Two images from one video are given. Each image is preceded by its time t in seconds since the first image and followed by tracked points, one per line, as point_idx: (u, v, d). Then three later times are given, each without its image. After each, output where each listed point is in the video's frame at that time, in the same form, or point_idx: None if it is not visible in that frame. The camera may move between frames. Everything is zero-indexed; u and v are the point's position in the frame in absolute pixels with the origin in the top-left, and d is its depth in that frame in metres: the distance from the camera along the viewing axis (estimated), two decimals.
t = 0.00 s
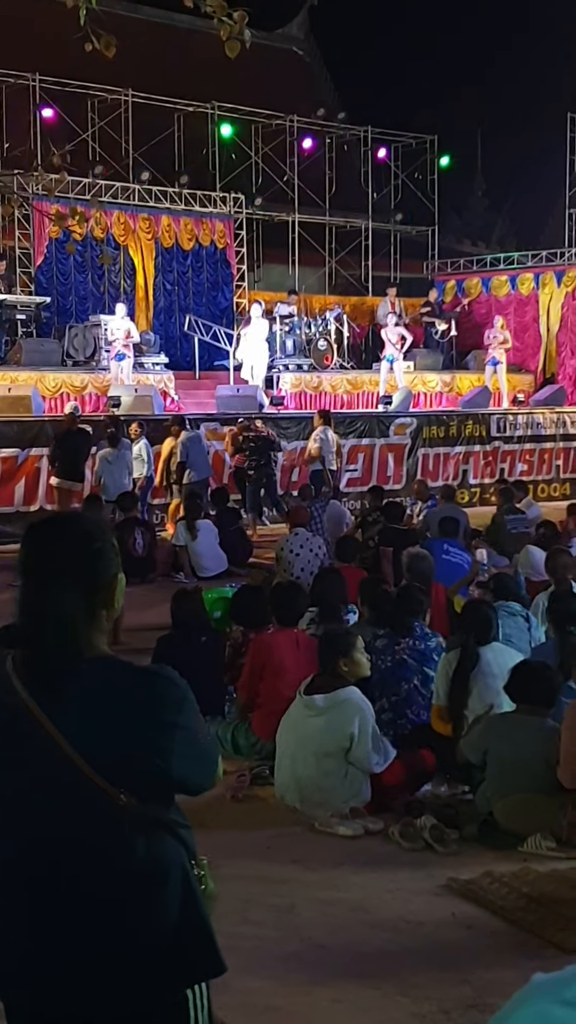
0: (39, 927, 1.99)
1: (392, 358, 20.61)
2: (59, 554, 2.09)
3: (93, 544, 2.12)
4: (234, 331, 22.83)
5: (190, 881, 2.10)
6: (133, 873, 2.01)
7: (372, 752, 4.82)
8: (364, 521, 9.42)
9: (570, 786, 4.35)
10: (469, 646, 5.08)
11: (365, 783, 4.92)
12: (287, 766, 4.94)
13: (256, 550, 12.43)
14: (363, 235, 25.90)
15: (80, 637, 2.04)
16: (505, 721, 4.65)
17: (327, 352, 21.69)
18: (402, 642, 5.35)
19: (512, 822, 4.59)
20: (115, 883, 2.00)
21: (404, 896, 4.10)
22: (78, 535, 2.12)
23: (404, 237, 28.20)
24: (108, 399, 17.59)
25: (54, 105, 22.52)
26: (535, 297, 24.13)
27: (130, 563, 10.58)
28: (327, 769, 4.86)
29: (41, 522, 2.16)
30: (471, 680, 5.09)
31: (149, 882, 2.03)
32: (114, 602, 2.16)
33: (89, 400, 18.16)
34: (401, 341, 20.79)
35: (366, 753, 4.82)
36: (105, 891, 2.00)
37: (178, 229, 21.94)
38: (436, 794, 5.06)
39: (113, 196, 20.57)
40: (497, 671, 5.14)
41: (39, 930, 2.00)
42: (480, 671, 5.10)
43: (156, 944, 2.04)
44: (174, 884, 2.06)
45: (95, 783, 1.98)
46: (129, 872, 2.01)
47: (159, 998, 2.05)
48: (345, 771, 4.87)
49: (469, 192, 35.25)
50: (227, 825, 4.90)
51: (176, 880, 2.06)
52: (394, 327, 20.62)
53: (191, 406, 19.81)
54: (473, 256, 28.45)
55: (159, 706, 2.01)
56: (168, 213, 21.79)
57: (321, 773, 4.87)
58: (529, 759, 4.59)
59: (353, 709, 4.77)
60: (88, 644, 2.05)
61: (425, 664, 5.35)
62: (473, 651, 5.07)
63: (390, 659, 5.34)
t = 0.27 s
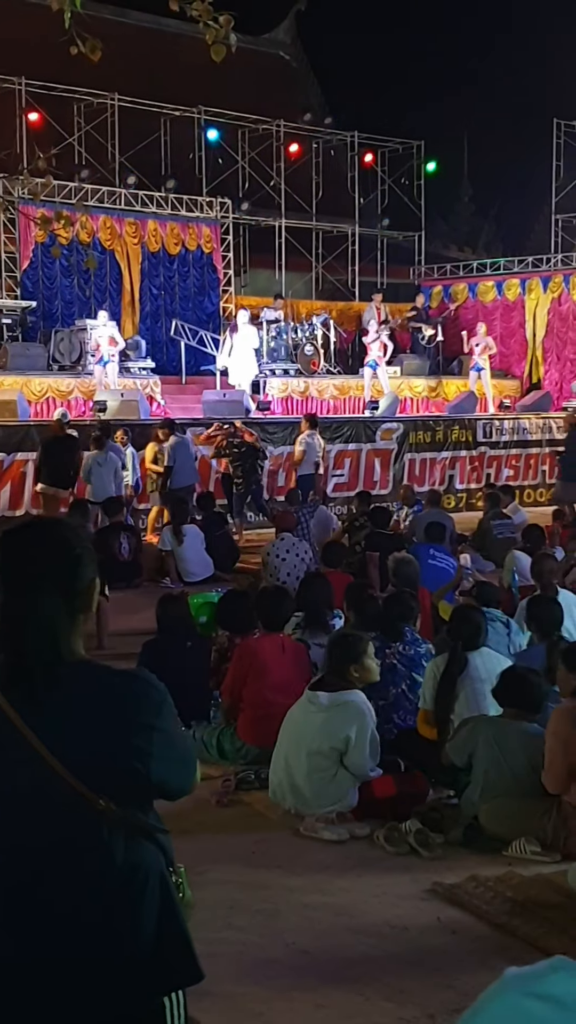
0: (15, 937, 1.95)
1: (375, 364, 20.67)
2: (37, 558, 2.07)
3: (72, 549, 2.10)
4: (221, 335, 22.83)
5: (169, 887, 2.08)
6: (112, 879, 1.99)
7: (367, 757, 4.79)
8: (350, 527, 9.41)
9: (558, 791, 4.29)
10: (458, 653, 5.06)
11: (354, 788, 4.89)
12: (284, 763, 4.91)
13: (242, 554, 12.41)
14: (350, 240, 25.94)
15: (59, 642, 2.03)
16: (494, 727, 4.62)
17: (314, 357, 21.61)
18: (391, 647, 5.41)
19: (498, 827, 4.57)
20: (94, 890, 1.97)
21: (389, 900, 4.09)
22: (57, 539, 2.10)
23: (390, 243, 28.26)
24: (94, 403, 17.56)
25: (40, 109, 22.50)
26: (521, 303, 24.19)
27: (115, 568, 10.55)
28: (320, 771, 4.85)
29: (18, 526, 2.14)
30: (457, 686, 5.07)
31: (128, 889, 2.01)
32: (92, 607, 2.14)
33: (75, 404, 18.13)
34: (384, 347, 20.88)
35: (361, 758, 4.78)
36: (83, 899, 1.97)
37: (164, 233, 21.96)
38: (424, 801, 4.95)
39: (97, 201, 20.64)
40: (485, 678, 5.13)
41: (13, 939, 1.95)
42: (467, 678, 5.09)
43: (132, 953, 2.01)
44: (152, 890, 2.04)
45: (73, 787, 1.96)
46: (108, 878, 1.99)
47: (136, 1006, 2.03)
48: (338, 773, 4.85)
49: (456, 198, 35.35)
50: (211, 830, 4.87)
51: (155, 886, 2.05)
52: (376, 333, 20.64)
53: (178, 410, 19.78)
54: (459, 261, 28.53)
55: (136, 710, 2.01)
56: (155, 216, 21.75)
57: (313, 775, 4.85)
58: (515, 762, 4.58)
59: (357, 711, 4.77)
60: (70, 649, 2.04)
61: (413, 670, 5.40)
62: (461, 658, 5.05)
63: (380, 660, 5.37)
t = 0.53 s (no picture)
0: None
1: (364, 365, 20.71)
2: (13, 558, 2.10)
3: (49, 547, 2.14)
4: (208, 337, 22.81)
5: (149, 888, 2.06)
6: (90, 881, 1.96)
7: (360, 759, 4.81)
8: (337, 528, 9.40)
9: (542, 793, 4.27)
10: (446, 654, 5.06)
11: (341, 788, 4.91)
12: (278, 758, 5.02)
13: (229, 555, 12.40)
14: (337, 241, 25.95)
15: (36, 641, 2.05)
16: (478, 728, 4.60)
17: (301, 358, 21.87)
18: (384, 645, 5.46)
19: (484, 827, 4.57)
20: (72, 892, 1.94)
21: (375, 901, 4.08)
22: (33, 540, 2.14)
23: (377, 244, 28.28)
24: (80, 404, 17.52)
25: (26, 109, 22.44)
26: (508, 304, 24.24)
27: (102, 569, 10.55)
28: (310, 768, 4.91)
29: None
30: (444, 687, 5.06)
31: (106, 892, 1.98)
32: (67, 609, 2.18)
33: (61, 405, 18.08)
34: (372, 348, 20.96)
35: (352, 758, 4.81)
36: (61, 901, 1.94)
37: (151, 234, 21.89)
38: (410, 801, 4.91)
39: (83, 201, 20.66)
40: (474, 677, 5.11)
41: None
42: (455, 679, 5.07)
43: (114, 956, 1.98)
44: (133, 892, 2.02)
45: (50, 788, 1.94)
46: (87, 881, 1.96)
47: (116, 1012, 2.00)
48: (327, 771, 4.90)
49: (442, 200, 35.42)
50: (196, 831, 4.86)
51: (135, 889, 2.02)
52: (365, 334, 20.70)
53: (166, 412, 19.76)
54: (446, 263, 28.57)
55: (118, 708, 2.06)
56: (141, 217, 21.67)
57: (302, 770, 4.93)
58: (500, 761, 4.59)
59: (356, 709, 4.82)
60: (48, 649, 2.08)
61: (402, 671, 5.44)
62: (449, 658, 5.05)
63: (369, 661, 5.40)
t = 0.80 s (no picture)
0: None
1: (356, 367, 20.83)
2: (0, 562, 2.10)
3: (35, 550, 2.13)
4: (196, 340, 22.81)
5: (138, 894, 2.03)
6: (78, 887, 1.95)
7: (351, 758, 4.82)
8: (327, 530, 9.40)
9: (530, 794, 4.29)
10: (434, 655, 5.06)
11: (331, 788, 4.92)
12: (268, 760, 5.01)
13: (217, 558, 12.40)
14: (325, 244, 25.97)
15: (22, 645, 2.05)
16: (467, 729, 4.61)
17: (289, 361, 21.70)
18: (374, 647, 5.47)
19: (473, 828, 4.58)
20: (59, 898, 1.93)
21: (365, 903, 4.08)
22: (20, 543, 2.13)
23: (365, 246, 28.32)
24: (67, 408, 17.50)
25: (12, 113, 22.40)
26: (495, 306, 24.29)
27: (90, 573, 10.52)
28: (301, 768, 4.91)
29: None
30: (433, 689, 5.06)
31: (93, 898, 1.96)
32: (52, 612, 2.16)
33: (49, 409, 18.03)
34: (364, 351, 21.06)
35: (344, 758, 4.82)
36: (49, 906, 1.93)
37: (138, 237, 21.81)
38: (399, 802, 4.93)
39: (71, 205, 20.39)
40: (463, 679, 5.11)
41: None
42: (443, 681, 5.07)
43: (102, 960, 1.97)
44: (120, 897, 2.00)
45: (37, 793, 1.94)
46: (74, 886, 1.95)
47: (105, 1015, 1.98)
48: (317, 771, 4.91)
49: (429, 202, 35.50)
50: (186, 835, 4.85)
51: (123, 893, 2.00)
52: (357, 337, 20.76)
53: (153, 415, 19.76)
54: (434, 265, 28.64)
55: (105, 713, 2.05)
56: (128, 221, 21.59)
57: (293, 771, 4.91)
58: (490, 764, 4.56)
59: (346, 708, 4.84)
60: (34, 653, 2.07)
61: (390, 674, 5.45)
62: (437, 660, 5.06)
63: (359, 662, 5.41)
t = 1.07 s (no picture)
0: None
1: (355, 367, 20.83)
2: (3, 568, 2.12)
3: (38, 556, 2.15)
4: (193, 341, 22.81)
5: (139, 898, 2.03)
6: (78, 888, 1.95)
7: (347, 756, 4.85)
8: (325, 530, 9.42)
9: (531, 793, 4.30)
10: (432, 655, 5.07)
11: (330, 786, 4.94)
12: (265, 760, 5.01)
13: (215, 559, 12.41)
14: (321, 244, 25.98)
15: (24, 650, 2.07)
16: (465, 730, 4.62)
17: (286, 361, 21.98)
18: (372, 648, 5.46)
19: (471, 828, 4.59)
20: (60, 901, 1.93)
21: (363, 905, 4.09)
22: (23, 548, 2.15)
23: (361, 246, 28.34)
24: (65, 409, 17.51)
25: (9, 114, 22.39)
26: (492, 306, 24.32)
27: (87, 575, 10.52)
28: (297, 768, 4.93)
29: None
30: (430, 690, 5.07)
31: (94, 900, 1.96)
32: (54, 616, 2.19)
33: (47, 411, 18.03)
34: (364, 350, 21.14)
35: (340, 756, 4.85)
36: (52, 910, 1.93)
37: (135, 238, 21.71)
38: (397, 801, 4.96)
39: (69, 206, 20.54)
40: (460, 680, 5.12)
41: None
42: (441, 681, 5.08)
43: (102, 961, 1.96)
44: (121, 899, 1.99)
45: (39, 799, 1.96)
46: (74, 887, 1.94)
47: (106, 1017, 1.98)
48: (314, 769, 4.93)
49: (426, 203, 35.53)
50: (185, 837, 4.86)
51: (124, 895, 2.00)
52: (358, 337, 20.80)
53: (150, 415, 19.77)
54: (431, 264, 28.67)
55: (107, 718, 2.09)
56: (125, 222, 21.53)
57: (290, 771, 4.93)
58: (490, 764, 4.57)
59: (338, 705, 4.85)
60: (37, 655, 2.09)
61: (388, 675, 5.46)
62: (435, 660, 5.07)
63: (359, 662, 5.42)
